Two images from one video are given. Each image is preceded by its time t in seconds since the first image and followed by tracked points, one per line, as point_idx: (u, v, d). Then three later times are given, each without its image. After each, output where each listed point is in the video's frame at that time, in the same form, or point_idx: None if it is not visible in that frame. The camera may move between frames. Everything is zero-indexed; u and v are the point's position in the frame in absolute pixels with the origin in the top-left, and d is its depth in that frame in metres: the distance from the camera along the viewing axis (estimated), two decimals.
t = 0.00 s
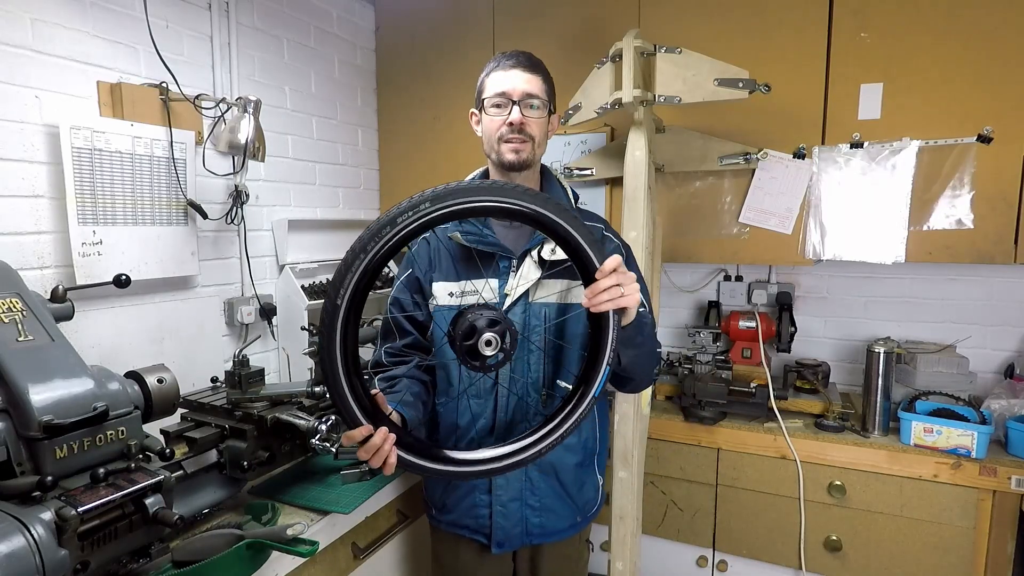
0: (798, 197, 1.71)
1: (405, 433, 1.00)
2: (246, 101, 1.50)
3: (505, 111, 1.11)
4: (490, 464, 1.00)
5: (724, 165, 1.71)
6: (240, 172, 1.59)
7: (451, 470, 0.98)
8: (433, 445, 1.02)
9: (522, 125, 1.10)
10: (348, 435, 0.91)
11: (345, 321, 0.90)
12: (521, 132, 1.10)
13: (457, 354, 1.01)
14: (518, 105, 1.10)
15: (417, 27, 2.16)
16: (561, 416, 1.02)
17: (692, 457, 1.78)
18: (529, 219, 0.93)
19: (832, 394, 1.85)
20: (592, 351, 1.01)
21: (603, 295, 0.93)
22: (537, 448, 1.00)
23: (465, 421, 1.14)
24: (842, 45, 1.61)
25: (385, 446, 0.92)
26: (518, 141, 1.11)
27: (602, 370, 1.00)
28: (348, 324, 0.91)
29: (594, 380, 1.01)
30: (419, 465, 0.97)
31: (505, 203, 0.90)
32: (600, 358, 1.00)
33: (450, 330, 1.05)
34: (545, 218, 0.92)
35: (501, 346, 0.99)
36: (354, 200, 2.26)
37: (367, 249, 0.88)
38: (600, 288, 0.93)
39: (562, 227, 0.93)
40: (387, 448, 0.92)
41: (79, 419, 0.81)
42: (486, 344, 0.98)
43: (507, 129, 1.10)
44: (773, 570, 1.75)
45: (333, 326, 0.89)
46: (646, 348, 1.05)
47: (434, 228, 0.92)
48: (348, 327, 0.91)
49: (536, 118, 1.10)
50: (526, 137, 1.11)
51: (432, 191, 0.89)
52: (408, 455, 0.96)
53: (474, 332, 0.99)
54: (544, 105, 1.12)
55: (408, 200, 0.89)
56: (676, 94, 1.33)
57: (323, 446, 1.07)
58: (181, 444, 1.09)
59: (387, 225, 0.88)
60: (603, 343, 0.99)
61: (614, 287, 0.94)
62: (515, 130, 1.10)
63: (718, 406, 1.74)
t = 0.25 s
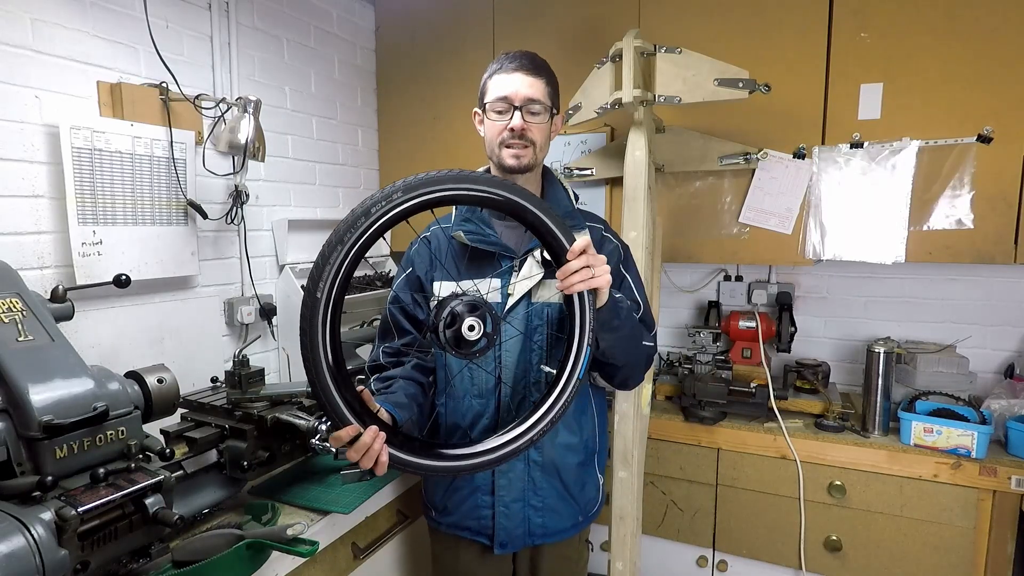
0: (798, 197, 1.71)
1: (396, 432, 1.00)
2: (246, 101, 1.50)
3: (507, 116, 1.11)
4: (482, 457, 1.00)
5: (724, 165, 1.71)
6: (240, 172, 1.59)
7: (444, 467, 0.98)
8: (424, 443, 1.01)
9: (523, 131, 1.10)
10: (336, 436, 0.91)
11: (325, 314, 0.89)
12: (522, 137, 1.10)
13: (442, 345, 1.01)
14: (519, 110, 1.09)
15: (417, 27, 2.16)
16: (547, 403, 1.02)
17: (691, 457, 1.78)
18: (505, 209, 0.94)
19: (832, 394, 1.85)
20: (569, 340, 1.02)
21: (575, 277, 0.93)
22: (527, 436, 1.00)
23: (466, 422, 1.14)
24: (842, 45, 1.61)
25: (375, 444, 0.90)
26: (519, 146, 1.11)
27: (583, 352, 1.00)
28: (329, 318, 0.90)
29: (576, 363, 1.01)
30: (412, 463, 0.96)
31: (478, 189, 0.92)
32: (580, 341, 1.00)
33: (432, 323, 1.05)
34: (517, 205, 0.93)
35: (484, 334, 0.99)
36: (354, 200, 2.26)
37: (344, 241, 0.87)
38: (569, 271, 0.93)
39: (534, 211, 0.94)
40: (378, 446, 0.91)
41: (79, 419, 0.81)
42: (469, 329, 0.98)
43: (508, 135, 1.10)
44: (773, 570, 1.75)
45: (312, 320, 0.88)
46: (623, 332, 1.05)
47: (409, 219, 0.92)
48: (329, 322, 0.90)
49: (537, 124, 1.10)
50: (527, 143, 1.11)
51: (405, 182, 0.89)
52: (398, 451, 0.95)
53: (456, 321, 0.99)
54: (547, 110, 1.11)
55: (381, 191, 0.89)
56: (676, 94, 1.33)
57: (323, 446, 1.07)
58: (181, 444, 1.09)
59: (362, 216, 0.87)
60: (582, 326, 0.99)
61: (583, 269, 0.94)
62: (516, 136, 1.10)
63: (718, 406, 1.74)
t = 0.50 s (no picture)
0: (798, 197, 1.71)
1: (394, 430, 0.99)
2: (246, 101, 1.50)
3: (502, 121, 1.11)
4: (480, 457, 1.00)
5: (724, 165, 1.71)
6: (240, 172, 1.59)
7: (442, 466, 0.98)
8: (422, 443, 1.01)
9: (518, 137, 1.10)
10: (334, 435, 0.91)
11: (327, 311, 0.89)
12: (517, 143, 1.10)
13: (443, 344, 1.00)
14: (514, 115, 1.09)
15: (417, 27, 2.16)
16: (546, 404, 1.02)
17: (692, 457, 1.78)
18: (507, 208, 0.93)
19: (832, 394, 1.85)
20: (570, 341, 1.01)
21: (577, 277, 0.93)
22: (525, 438, 1.00)
23: (466, 420, 1.14)
24: (842, 45, 1.61)
25: (374, 443, 0.90)
26: (514, 151, 1.11)
27: (583, 355, 0.99)
28: (331, 315, 0.90)
29: (576, 365, 1.01)
30: (410, 462, 0.96)
31: (483, 188, 0.91)
32: (580, 343, 0.99)
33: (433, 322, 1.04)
34: (521, 204, 0.93)
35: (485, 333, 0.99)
36: (354, 200, 2.26)
37: (347, 237, 0.87)
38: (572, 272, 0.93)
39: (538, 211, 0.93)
40: (377, 445, 0.91)
41: (79, 419, 0.81)
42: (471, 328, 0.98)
43: (503, 140, 1.10)
44: (773, 570, 1.75)
45: (314, 316, 0.88)
46: (623, 334, 1.05)
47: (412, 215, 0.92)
48: (331, 318, 0.90)
49: (532, 129, 1.09)
50: (521, 148, 1.11)
51: (410, 179, 0.89)
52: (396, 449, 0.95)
53: (458, 319, 0.98)
54: (542, 113, 1.10)
55: (386, 187, 0.89)
56: (676, 94, 1.33)
57: (323, 446, 1.05)
58: (181, 444, 1.09)
59: (366, 212, 0.87)
60: (582, 329, 0.99)
61: (586, 270, 0.94)
62: (510, 141, 1.10)
63: (718, 406, 1.74)
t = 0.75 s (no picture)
0: (798, 197, 1.71)
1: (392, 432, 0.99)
2: (246, 101, 1.50)
3: (499, 124, 1.11)
4: (479, 460, 1.00)
5: (724, 165, 1.71)
6: (240, 172, 1.59)
7: (442, 469, 0.98)
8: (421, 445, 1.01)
9: (514, 140, 1.10)
10: (334, 436, 0.89)
11: (326, 315, 0.88)
12: (513, 146, 1.11)
13: (441, 347, 1.00)
14: (510, 118, 1.09)
15: (417, 27, 2.16)
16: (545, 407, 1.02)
17: (692, 457, 1.78)
18: (507, 212, 0.94)
19: (832, 394, 1.85)
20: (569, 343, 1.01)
21: (577, 281, 0.93)
22: (524, 441, 1.00)
23: (466, 421, 1.14)
24: (842, 45, 1.61)
25: (372, 445, 0.90)
26: (511, 154, 1.12)
27: (582, 358, 1.00)
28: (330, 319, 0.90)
29: (575, 368, 1.01)
30: (409, 465, 0.96)
31: (482, 192, 0.91)
32: (579, 346, 1.00)
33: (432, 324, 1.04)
34: (521, 209, 0.93)
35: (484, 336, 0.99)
36: (355, 200, 2.26)
37: (347, 240, 0.87)
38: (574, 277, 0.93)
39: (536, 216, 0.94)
40: (375, 447, 0.90)
41: (79, 419, 0.81)
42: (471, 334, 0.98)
43: (500, 143, 1.11)
44: (773, 570, 1.75)
45: (313, 320, 0.87)
46: (622, 336, 1.05)
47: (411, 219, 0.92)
48: (329, 322, 0.89)
49: (529, 131, 1.09)
50: (518, 151, 1.11)
51: (410, 182, 0.89)
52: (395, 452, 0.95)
53: (457, 322, 0.98)
54: (540, 115, 1.10)
55: (386, 191, 0.89)
56: (676, 94, 1.33)
57: (323, 447, 1.05)
58: (181, 444, 1.09)
59: (366, 216, 0.87)
60: (581, 332, 0.99)
61: (587, 274, 0.94)
62: (507, 145, 1.11)
63: (718, 406, 1.74)
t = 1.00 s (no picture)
0: (799, 197, 1.71)
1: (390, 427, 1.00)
2: (246, 101, 1.50)
3: (496, 124, 1.11)
4: (479, 458, 1.00)
5: (724, 165, 1.71)
6: (240, 172, 1.59)
7: (441, 466, 0.98)
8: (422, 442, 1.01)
9: (512, 139, 1.10)
10: (331, 432, 0.90)
11: (325, 311, 0.89)
12: (512, 145, 1.10)
13: (440, 343, 1.00)
14: (507, 118, 1.09)
15: (417, 27, 2.16)
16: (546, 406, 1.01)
17: (692, 457, 1.78)
18: (509, 211, 0.94)
19: (832, 394, 1.85)
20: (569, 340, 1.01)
21: (578, 277, 0.93)
22: (524, 438, 1.00)
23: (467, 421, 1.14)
24: (842, 45, 1.61)
25: (367, 442, 0.91)
26: (510, 153, 1.12)
27: (582, 357, 0.99)
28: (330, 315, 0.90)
29: (575, 367, 1.00)
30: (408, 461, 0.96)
31: (483, 191, 0.91)
32: (579, 346, 0.99)
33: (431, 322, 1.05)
34: (521, 209, 0.93)
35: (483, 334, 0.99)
36: (355, 200, 2.26)
37: (347, 236, 0.87)
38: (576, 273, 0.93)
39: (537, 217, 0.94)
40: (370, 444, 0.91)
41: (79, 419, 0.81)
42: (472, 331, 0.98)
43: (498, 143, 1.11)
44: (773, 570, 1.75)
45: (313, 316, 0.88)
46: (622, 336, 1.04)
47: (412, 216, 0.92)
48: (328, 318, 0.90)
49: (526, 131, 1.09)
50: (517, 150, 1.11)
51: (411, 180, 0.90)
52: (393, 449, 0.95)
53: (456, 319, 0.99)
54: (537, 114, 1.10)
55: (387, 188, 0.89)
56: (676, 94, 1.33)
57: (323, 446, 1.06)
58: (181, 444, 1.09)
59: (367, 213, 0.87)
60: (582, 332, 0.98)
61: (587, 271, 0.94)
62: (505, 144, 1.10)
63: (718, 406, 1.74)
